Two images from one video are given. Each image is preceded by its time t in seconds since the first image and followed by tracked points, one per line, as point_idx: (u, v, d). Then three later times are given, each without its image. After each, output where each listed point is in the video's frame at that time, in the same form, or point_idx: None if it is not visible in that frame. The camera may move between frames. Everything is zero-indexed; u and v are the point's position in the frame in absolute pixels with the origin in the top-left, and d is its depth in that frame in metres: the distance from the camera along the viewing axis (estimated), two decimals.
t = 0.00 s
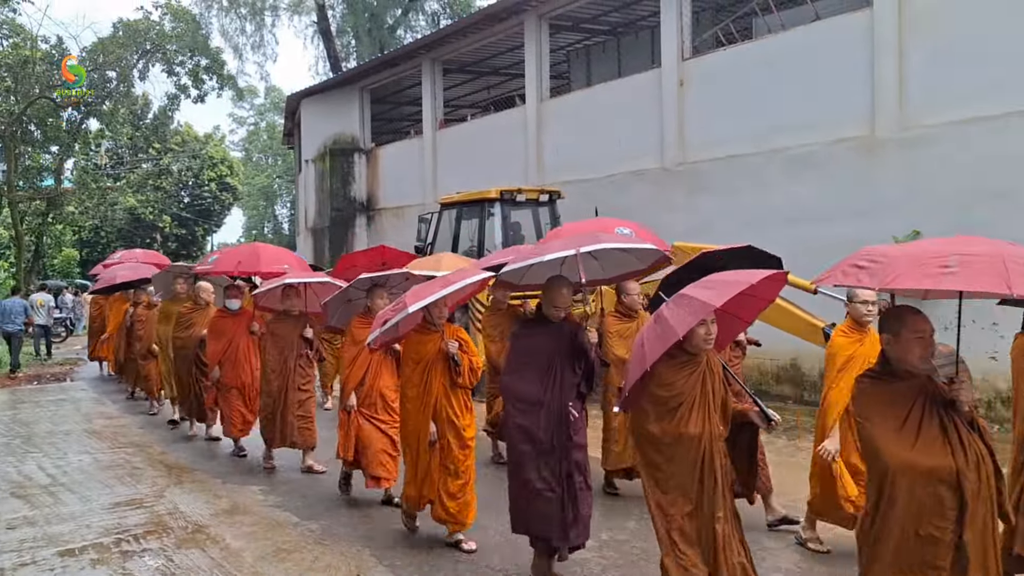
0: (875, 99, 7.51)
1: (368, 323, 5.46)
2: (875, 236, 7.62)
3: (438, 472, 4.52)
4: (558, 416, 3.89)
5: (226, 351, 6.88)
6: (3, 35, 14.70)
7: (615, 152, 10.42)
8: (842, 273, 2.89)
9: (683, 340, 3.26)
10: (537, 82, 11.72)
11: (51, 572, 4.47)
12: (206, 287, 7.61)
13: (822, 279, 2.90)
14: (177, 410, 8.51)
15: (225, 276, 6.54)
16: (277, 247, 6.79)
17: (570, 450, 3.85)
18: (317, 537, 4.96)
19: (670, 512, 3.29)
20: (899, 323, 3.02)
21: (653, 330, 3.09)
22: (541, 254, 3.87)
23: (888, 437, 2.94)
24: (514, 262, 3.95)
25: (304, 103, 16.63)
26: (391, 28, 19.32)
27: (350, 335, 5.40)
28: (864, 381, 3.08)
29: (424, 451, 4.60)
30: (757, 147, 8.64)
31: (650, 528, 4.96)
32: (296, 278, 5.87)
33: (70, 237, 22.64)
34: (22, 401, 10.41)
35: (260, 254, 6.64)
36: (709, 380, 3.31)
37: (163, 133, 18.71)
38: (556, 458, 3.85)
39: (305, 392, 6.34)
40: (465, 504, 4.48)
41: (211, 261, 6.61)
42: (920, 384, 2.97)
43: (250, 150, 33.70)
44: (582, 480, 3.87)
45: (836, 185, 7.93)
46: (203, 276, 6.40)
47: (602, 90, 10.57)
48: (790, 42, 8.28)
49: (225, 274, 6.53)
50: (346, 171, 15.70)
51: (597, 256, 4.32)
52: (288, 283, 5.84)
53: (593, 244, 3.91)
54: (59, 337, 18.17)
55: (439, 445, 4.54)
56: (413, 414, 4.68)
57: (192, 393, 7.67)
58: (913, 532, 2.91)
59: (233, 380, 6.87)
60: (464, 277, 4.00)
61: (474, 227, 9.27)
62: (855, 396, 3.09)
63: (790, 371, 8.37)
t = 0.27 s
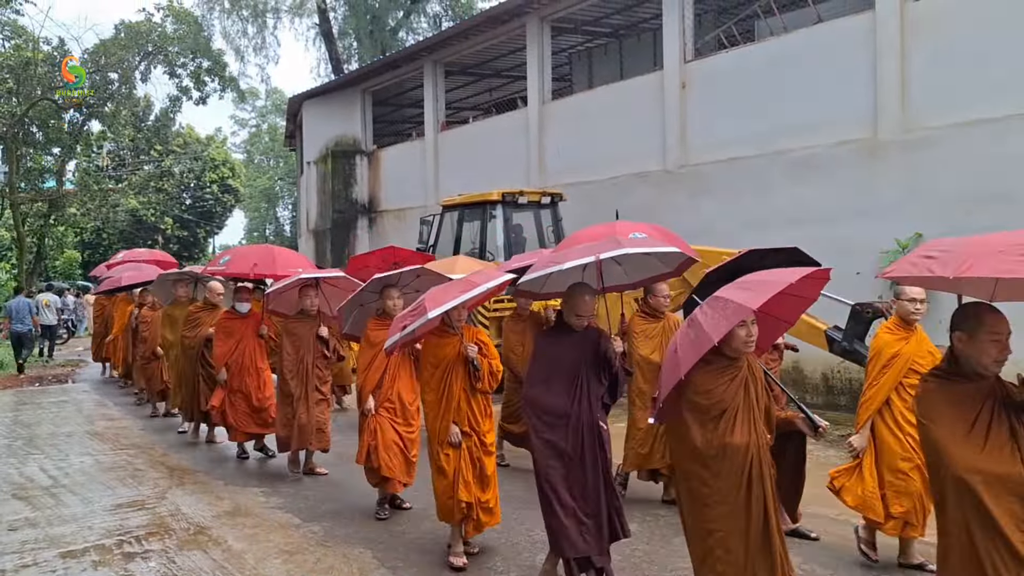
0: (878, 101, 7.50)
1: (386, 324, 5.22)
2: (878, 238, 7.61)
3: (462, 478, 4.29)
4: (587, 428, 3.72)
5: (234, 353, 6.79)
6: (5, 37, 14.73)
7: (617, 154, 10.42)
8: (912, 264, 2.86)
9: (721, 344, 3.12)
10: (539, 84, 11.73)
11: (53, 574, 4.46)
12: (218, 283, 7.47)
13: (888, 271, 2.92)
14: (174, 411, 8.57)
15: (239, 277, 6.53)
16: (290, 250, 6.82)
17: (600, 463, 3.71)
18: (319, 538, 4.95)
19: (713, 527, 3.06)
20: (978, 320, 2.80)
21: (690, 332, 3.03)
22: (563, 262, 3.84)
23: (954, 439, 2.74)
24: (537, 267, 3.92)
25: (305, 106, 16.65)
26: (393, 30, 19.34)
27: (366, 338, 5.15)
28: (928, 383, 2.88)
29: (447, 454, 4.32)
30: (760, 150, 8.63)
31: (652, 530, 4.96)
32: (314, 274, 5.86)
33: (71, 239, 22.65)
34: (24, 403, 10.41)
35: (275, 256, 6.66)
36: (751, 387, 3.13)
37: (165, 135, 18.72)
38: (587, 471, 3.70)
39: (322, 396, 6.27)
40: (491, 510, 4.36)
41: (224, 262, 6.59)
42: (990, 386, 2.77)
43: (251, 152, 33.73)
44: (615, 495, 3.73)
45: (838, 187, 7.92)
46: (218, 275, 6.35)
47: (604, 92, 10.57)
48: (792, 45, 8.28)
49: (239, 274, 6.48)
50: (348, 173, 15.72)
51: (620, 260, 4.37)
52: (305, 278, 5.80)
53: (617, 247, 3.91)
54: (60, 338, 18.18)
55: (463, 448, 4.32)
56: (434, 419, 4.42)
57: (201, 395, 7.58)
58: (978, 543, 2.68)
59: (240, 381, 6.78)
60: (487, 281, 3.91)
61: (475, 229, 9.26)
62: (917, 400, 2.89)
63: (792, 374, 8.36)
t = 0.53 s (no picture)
0: (881, 101, 7.48)
1: (400, 331, 5.18)
2: (880, 238, 7.59)
3: (483, 492, 4.22)
4: (620, 433, 3.54)
5: (247, 356, 6.68)
6: (7, 35, 14.75)
7: (620, 153, 10.40)
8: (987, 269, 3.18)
9: (771, 348, 3.02)
10: (542, 84, 11.71)
11: (54, 573, 4.46)
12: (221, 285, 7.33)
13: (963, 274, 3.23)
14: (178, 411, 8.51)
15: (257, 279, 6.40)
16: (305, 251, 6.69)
17: (630, 469, 3.54)
18: (320, 537, 4.94)
19: (759, 537, 3.02)
20: None
21: (731, 352, 2.90)
22: (592, 256, 3.67)
23: None
24: (564, 262, 3.77)
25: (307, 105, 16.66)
26: (395, 29, 19.35)
27: (380, 345, 5.11)
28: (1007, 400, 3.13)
29: (466, 468, 4.26)
30: (763, 149, 8.61)
31: (654, 530, 4.96)
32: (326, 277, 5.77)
33: (74, 238, 22.67)
34: (26, 401, 10.43)
35: (291, 254, 6.52)
36: (799, 393, 3.06)
37: (167, 134, 18.74)
38: (618, 478, 3.53)
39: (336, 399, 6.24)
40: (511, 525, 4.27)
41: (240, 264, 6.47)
42: None
43: (254, 151, 33.78)
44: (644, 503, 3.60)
45: (840, 187, 7.91)
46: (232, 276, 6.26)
47: (607, 91, 10.56)
48: (795, 44, 8.25)
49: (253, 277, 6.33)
50: (350, 172, 15.74)
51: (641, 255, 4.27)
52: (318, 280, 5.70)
53: (645, 242, 3.75)
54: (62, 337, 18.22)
55: (483, 462, 4.24)
56: (452, 431, 4.36)
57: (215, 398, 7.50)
58: None
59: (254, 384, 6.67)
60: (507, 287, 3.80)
61: (478, 228, 9.25)
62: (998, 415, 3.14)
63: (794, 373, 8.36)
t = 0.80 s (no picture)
0: (881, 101, 7.48)
1: (413, 329, 5.08)
2: (880, 238, 7.59)
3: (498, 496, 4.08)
4: (644, 436, 3.52)
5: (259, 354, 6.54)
6: (8, 35, 14.74)
7: (620, 153, 10.40)
8: None
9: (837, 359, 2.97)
10: (542, 83, 11.71)
11: (54, 572, 4.46)
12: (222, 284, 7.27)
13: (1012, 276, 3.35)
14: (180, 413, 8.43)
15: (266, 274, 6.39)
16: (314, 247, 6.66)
17: (652, 473, 3.51)
18: (321, 537, 4.94)
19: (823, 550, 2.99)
20: None
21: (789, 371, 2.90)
22: (631, 262, 3.32)
23: None
24: (596, 264, 3.45)
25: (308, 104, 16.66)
26: (395, 29, 19.36)
27: (393, 344, 5.04)
28: None
29: (481, 471, 4.12)
30: (764, 149, 8.61)
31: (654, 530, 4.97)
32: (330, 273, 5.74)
33: (74, 237, 22.69)
34: (27, 400, 10.44)
35: (300, 251, 6.51)
36: (863, 407, 3.02)
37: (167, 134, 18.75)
38: (638, 481, 3.50)
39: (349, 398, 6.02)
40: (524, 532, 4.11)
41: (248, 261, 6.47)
42: None
43: (254, 151, 33.81)
44: (671, 507, 3.52)
45: (840, 188, 7.92)
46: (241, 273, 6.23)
47: (607, 91, 10.56)
48: (795, 44, 8.26)
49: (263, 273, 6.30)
50: (350, 171, 15.74)
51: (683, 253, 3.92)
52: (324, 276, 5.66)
53: (691, 245, 3.43)
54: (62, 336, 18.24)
55: (499, 465, 4.11)
56: (467, 432, 4.19)
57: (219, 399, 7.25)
58: None
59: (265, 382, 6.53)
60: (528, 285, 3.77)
61: (478, 228, 9.26)
62: None
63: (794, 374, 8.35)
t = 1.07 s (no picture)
0: (881, 100, 7.48)
1: (429, 335, 4.87)
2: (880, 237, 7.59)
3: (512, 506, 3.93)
4: (679, 448, 3.27)
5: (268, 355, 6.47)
6: (7, 34, 14.73)
7: (620, 152, 10.40)
8: None
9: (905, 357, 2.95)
10: (542, 82, 11.70)
11: (53, 571, 4.46)
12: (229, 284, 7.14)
13: None
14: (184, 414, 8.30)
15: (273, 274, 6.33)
16: (323, 245, 6.59)
17: (686, 488, 3.26)
18: (319, 536, 4.94)
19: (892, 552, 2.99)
20: None
21: (852, 368, 2.83)
22: (677, 272, 3.13)
23: None
24: (638, 271, 3.23)
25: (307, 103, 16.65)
26: (395, 28, 19.35)
27: (406, 347, 4.82)
28: None
29: (495, 480, 3.98)
30: (764, 148, 8.60)
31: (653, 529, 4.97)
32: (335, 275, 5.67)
33: (73, 236, 22.68)
34: (26, 399, 10.43)
35: (307, 249, 6.45)
36: (927, 406, 3.01)
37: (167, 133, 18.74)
38: (671, 497, 3.27)
39: (356, 399, 5.89)
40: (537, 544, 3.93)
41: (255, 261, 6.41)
42: None
43: (253, 150, 33.80)
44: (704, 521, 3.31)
45: (839, 187, 7.91)
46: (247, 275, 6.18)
47: (607, 89, 10.55)
48: (795, 43, 8.25)
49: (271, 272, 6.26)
50: (349, 170, 15.73)
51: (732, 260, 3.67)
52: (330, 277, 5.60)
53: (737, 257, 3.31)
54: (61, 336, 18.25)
55: (512, 474, 3.96)
56: (482, 439, 4.04)
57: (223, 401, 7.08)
58: None
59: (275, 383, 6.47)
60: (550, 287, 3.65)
61: (477, 227, 9.25)
62: None
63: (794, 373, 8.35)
